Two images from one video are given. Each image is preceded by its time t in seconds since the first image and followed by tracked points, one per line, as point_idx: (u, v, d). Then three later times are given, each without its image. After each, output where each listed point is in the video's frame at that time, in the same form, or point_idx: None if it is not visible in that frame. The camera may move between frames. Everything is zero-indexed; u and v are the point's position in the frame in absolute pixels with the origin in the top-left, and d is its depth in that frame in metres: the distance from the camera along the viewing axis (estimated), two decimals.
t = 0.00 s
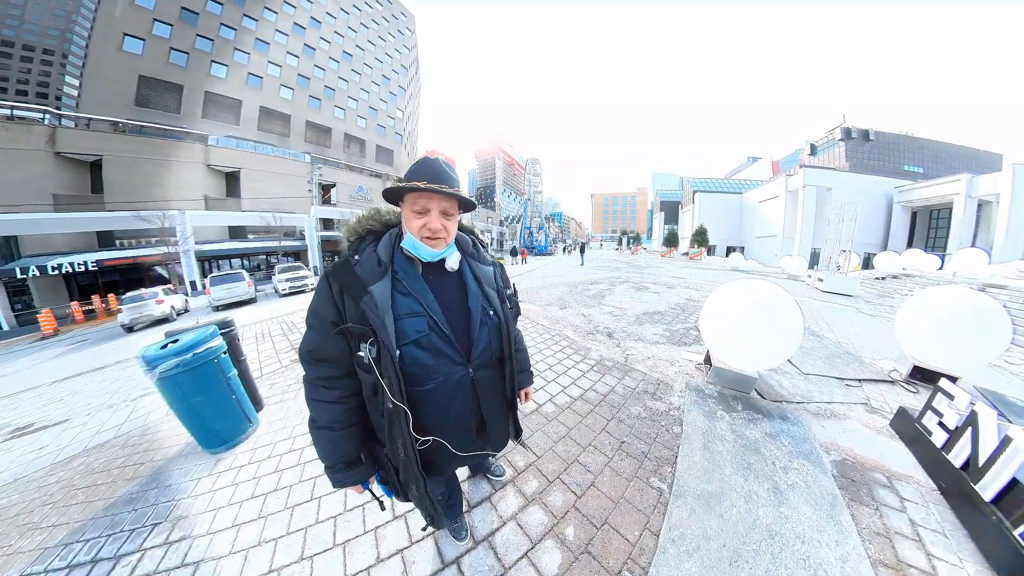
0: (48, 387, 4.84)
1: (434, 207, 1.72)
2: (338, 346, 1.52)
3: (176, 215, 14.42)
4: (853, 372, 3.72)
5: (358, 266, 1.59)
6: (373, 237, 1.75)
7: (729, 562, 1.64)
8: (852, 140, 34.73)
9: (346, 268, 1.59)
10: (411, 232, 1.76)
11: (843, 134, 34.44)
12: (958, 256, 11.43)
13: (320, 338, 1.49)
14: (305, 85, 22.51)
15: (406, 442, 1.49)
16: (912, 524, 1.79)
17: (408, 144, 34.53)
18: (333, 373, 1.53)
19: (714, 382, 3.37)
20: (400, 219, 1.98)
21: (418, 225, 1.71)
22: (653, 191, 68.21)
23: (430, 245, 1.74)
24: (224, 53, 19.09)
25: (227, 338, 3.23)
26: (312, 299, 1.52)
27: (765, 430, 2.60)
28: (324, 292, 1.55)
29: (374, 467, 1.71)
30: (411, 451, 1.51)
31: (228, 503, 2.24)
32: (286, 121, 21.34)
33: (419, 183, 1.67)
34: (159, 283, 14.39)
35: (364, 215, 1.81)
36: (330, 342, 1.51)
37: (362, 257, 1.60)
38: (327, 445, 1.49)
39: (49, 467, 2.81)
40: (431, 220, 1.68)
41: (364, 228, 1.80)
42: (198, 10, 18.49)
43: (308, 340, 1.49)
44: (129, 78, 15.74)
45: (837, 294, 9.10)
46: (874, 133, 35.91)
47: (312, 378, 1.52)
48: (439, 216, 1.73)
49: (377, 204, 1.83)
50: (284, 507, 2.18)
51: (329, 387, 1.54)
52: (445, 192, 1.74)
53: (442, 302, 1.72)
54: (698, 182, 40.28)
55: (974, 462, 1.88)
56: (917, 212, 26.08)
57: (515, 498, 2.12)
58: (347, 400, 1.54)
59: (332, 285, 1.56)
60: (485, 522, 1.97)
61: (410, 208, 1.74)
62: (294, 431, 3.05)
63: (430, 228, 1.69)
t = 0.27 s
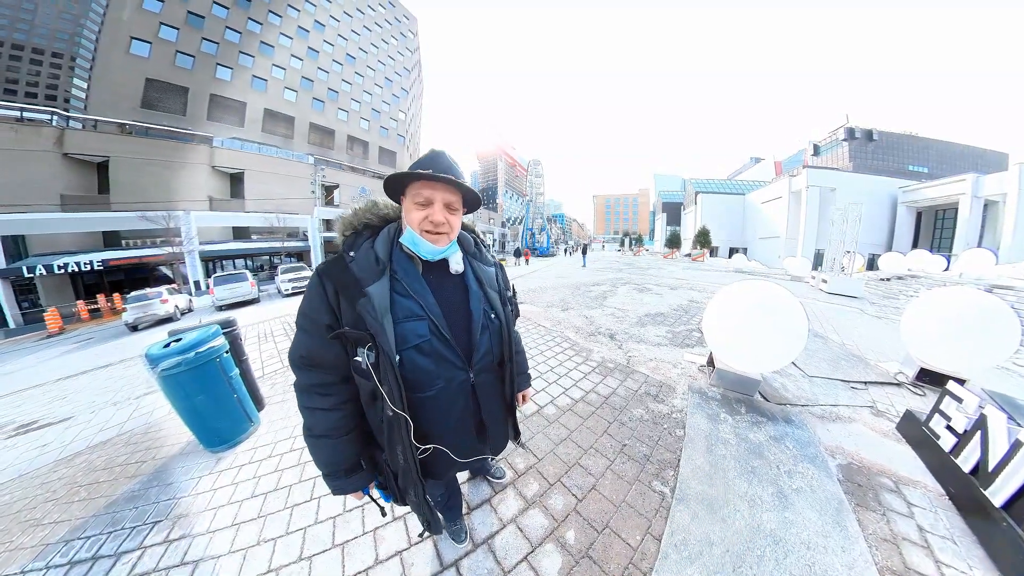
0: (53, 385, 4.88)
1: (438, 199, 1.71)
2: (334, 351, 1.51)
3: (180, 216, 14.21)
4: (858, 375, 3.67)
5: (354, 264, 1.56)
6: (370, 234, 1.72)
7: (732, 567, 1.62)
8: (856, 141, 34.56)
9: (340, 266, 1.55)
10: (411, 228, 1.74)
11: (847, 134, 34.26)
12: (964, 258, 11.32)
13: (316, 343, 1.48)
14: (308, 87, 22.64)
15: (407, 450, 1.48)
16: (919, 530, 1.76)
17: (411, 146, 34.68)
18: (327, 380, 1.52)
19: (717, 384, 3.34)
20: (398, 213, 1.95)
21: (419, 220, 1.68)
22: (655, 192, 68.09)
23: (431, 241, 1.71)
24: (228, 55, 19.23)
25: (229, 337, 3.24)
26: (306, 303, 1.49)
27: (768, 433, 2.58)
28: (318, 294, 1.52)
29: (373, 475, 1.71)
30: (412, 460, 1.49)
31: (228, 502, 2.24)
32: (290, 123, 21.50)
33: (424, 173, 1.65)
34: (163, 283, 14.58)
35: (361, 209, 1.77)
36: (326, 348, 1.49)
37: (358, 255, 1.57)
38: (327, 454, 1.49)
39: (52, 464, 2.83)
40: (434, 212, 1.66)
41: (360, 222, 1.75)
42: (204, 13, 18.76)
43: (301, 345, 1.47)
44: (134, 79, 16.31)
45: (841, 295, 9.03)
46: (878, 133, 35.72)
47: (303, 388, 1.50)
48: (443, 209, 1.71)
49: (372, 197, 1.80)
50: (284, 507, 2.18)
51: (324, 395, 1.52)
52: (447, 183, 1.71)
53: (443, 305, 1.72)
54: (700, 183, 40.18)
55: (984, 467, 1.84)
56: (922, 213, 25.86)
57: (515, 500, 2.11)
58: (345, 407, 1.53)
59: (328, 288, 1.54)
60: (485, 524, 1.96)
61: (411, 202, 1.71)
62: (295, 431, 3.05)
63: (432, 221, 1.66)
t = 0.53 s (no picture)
0: (58, 382, 4.94)
1: (447, 210, 1.64)
2: (341, 363, 1.50)
3: (186, 217, 14.62)
4: (862, 377, 3.64)
5: (356, 272, 1.51)
6: (371, 237, 1.67)
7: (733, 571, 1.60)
8: (860, 141, 34.37)
9: (341, 277, 1.50)
10: (415, 236, 1.68)
11: (850, 135, 34.09)
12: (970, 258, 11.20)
13: (319, 355, 1.46)
14: (312, 89, 22.83)
15: (416, 453, 1.50)
16: (925, 535, 1.73)
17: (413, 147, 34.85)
18: (334, 392, 1.50)
19: (718, 386, 3.32)
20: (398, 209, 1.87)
21: (426, 230, 1.63)
22: (657, 193, 67.93)
23: (437, 253, 1.67)
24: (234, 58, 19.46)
25: (233, 336, 3.26)
26: (307, 315, 1.46)
27: (771, 435, 2.56)
28: (318, 304, 1.48)
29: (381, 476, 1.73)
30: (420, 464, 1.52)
31: (229, 499, 2.25)
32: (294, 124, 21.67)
33: (434, 182, 1.58)
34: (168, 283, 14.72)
35: (359, 207, 1.71)
36: (332, 361, 1.48)
37: (361, 263, 1.52)
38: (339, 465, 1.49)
39: (57, 460, 2.86)
40: (442, 224, 1.60)
41: (358, 224, 1.69)
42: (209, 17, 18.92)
43: (296, 355, 1.43)
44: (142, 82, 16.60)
45: (845, 296, 8.96)
46: (882, 133, 35.50)
47: (307, 401, 1.48)
48: (452, 220, 1.66)
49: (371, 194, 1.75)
50: (285, 504, 2.18)
51: (330, 407, 1.50)
52: (459, 195, 1.64)
53: (447, 313, 1.72)
54: (703, 184, 40.07)
55: (990, 470, 1.82)
56: (927, 213, 25.64)
57: (514, 501, 2.09)
58: (350, 416, 1.52)
59: (327, 298, 1.49)
60: (484, 524, 1.95)
61: (417, 209, 1.64)
62: (296, 430, 3.06)
63: (440, 233, 1.61)
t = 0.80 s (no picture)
0: (65, 379, 5.00)
1: (453, 221, 1.64)
2: (356, 375, 1.50)
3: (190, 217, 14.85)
4: (865, 379, 3.61)
5: (364, 283, 1.49)
6: (377, 247, 1.65)
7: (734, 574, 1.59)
8: (863, 141, 34.19)
9: (352, 288, 1.48)
10: (420, 245, 1.68)
11: (853, 135, 33.92)
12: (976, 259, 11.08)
13: (339, 368, 1.46)
14: (315, 92, 23.02)
15: (434, 452, 1.53)
16: (929, 538, 1.72)
17: (416, 149, 35.03)
18: (351, 401, 1.49)
19: (720, 388, 3.31)
20: (399, 212, 1.85)
21: (430, 242, 1.64)
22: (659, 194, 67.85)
23: (442, 262, 1.69)
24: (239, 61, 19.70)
25: (236, 336, 3.28)
26: (318, 329, 1.44)
27: (772, 437, 2.54)
28: (328, 318, 1.46)
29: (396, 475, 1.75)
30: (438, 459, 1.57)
31: (231, 496, 2.26)
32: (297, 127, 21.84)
33: (442, 195, 1.58)
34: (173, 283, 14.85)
35: (362, 215, 1.67)
36: (346, 372, 1.47)
37: (368, 274, 1.51)
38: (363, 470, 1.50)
39: (63, 455, 2.89)
40: (448, 236, 1.61)
41: (362, 233, 1.64)
42: (215, 21, 19.24)
43: (314, 373, 1.42)
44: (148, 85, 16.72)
45: (849, 298, 8.90)
46: (885, 133, 35.32)
47: (320, 412, 1.46)
48: (457, 231, 1.65)
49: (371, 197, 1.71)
50: (286, 502, 2.19)
51: (344, 415, 1.49)
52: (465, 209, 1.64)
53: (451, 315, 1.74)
54: (705, 186, 39.97)
55: (995, 473, 1.80)
56: (932, 214, 25.42)
57: (514, 500, 2.09)
58: (366, 422, 1.52)
59: (336, 311, 1.49)
60: (484, 523, 1.95)
61: (420, 219, 1.63)
62: (299, 428, 3.07)
63: (445, 245, 1.62)
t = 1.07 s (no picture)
0: (69, 377, 5.05)
1: (455, 213, 1.65)
2: (362, 378, 1.50)
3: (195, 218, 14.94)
4: (871, 381, 3.57)
5: (370, 284, 1.50)
6: (381, 247, 1.65)
7: None
8: (867, 141, 34.01)
9: (358, 288, 1.48)
10: (423, 240, 1.68)
11: (857, 134, 33.75)
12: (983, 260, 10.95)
13: (344, 371, 1.46)
14: (319, 94, 23.21)
15: (442, 454, 1.54)
16: (938, 544, 1.69)
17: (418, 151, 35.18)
18: (357, 403, 1.49)
19: (725, 391, 3.28)
20: (401, 213, 1.86)
21: (433, 235, 1.64)
22: (661, 195, 67.71)
23: (445, 256, 1.68)
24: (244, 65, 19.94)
25: (239, 337, 3.29)
26: (323, 332, 1.44)
27: (777, 440, 2.52)
28: (335, 321, 1.47)
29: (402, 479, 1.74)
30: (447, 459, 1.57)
31: (234, 497, 2.27)
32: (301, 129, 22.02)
33: (444, 187, 1.58)
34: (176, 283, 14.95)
35: (367, 219, 1.69)
36: (353, 374, 1.47)
37: (374, 274, 1.51)
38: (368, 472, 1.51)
39: (66, 454, 2.92)
40: (451, 228, 1.61)
41: (367, 235, 1.64)
42: (220, 25, 19.55)
43: (323, 375, 1.43)
44: (155, 88, 17.33)
45: (854, 299, 8.82)
46: (889, 133, 35.11)
47: (328, 415, 1.47)
48: (459, 224, 1.66)
49: (374, 200, 1.73)
50: (288, 503, 2.19)
51: (352, 417, 1.50)
52: (465, 198, 1.65)
53: (458, 317, 1.74)
54: (707, 187, 39.87)
55: (1006, 478, 1.78)
56: (937, 214, 25.20)
57: (517, 504, 2.08)
58: (373, 424, 1.53)
59: (343, 313, 1.49)
60: (486, 526, 1.94)
61: (424, 213, 1.65)
62: (301, 429, 3.08)
63: (448, 237, 1.62)
